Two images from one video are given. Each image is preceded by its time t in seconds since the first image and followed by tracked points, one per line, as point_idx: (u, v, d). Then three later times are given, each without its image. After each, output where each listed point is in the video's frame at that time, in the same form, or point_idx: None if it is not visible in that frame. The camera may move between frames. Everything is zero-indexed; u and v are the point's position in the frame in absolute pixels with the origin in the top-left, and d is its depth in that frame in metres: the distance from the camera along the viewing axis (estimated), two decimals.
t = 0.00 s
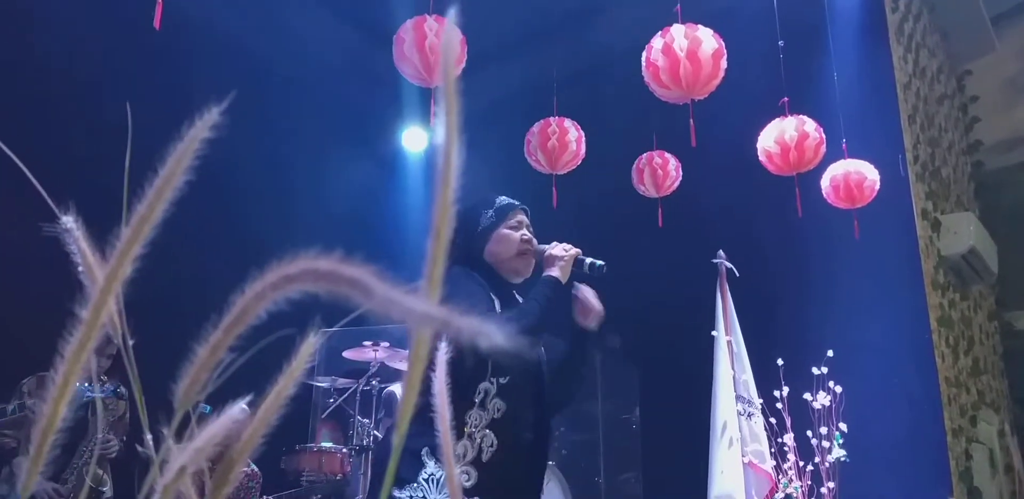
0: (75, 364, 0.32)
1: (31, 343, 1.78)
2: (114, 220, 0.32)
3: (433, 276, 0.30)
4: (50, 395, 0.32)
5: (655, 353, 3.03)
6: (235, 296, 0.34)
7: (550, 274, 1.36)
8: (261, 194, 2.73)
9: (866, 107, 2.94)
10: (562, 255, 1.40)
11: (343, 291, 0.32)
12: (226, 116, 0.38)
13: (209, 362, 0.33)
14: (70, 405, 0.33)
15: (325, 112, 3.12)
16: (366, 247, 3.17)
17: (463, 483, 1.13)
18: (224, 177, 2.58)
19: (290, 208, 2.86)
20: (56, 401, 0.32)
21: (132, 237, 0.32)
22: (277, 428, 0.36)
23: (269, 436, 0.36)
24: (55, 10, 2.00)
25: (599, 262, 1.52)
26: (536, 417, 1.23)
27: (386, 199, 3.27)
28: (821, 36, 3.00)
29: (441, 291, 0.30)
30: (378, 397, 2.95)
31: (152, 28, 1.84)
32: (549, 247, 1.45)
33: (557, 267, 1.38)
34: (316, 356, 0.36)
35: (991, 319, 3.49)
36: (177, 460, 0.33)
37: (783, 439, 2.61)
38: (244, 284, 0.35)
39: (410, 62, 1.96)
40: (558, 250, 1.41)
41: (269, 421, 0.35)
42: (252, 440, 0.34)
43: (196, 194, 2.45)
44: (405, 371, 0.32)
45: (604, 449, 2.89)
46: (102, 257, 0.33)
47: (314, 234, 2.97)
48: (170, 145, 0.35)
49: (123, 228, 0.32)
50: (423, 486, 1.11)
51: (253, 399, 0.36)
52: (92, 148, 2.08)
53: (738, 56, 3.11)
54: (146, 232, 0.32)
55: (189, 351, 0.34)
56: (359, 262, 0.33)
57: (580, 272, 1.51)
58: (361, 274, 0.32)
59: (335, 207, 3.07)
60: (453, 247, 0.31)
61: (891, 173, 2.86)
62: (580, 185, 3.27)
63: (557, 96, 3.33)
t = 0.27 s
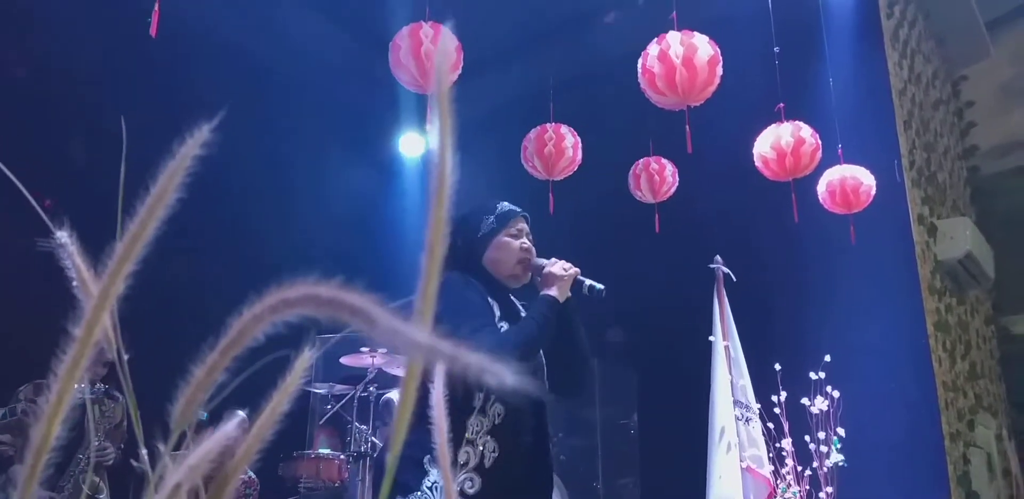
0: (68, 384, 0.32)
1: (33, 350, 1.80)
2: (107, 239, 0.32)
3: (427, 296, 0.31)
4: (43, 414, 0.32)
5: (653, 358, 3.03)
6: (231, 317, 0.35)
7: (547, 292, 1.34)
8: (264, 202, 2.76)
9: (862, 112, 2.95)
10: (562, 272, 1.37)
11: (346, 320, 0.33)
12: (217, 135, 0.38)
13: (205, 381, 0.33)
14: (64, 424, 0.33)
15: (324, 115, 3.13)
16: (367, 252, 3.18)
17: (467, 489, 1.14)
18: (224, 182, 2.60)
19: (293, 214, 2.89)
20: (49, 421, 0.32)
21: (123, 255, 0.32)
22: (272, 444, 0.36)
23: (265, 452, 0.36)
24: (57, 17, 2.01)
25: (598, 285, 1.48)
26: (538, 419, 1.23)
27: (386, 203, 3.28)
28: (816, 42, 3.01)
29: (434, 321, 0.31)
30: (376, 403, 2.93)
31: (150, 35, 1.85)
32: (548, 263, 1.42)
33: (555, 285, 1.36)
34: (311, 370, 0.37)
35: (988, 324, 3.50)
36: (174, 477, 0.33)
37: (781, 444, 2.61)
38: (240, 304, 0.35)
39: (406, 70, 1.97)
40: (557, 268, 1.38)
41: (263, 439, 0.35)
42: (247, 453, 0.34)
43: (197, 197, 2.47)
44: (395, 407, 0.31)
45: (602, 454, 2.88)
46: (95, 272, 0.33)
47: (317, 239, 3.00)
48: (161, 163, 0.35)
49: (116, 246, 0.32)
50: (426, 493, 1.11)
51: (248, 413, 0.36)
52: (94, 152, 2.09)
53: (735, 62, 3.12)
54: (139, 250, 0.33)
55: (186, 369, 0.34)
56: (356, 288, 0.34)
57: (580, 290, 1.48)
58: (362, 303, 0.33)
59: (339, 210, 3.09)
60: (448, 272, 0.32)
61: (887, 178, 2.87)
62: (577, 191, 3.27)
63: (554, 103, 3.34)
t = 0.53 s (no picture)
0: (66, 392, 0.32)
1: (33, 354, 1.81)
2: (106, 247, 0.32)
3: (424, 302, 0.31)
4: (41, 421, 0.32)
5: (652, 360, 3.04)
6: (228, 326, 0.34)
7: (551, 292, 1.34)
8: (260, 206, 2.80)
9: (859, 114, 2.95)
10: (565, 272, 1.37)
11: (340, 329, 0.32)
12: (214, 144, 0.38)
13: (201, 390, 0.33)
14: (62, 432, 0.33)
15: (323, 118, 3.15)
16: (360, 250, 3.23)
17: (463, 493, 1.14)
18: (222, 184, 2.63)
19: (287, 217, 2.93)
20: (47, 428, 0.32)
21: (121, 263, 0.32)
22: (270, 450, 0.35)
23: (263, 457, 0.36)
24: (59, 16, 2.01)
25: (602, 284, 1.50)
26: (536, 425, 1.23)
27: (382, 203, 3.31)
28: (814, 44, 3.02)
29: (431, 331, 0.31)
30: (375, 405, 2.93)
31: (146, 38, 1.84)
32: (552, 264, 1.42)
33: (558, 285, 1.36)
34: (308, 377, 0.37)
35: (986, 325, 3.50)
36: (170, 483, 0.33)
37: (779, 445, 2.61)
38: (239, 313, 0.35)
39: (404, 73, 1.97)
40: (560, 268, 1.38)
41: (262, 443, 0.35)
42: (245, 460, 0.34)
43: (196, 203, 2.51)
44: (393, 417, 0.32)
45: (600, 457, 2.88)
46: (93, 279, 0.33)
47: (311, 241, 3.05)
48: (160, 171, 0.35)
49: (114, 253, 0.32)
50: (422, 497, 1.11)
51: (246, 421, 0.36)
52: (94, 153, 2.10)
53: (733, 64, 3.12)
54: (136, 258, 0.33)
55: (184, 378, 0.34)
56: (350, 297, 0.33)
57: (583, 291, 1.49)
58: (355, 312, 0.32)
59: (334, 213, 3.14)
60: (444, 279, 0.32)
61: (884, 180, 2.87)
62: (575, 193, 3.28)
63: (552, 105, 3.34)
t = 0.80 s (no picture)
0: (67, 398, 0.32)
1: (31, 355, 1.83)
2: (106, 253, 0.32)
3: (426, 305, 0.31)
4: (42, 427, 0.32)
5: (650, 362, 3.04)
6: (230, 333, 0.34)
7: (548, 289, 1.34)
8: (258, 207, 2.83)
9: (858, 118, 2.96)
10: (561, 271, 1.38)
11: (342, 335, 0.32)
12: (218, 148, 0.38)
13: (203, 396, 0.33)
14: (65, 436, 0.33)
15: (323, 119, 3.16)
16: (361, 251, 3.25)
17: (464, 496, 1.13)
18: (221, 187, 2.67)
19: (287, 220, 2.96)
20: (49, 434, 0.32)
21: (122, 270, 0.32)
22: (272, 455, 0.35)
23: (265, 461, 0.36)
24: (60, 18, 2.01)
25: (597, 279, 1.50)
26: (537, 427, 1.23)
27: (382, 203, 3.31)
28: (813, 47, 3.02)
29: (431, 338, 0.31)
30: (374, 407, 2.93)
31: (147, 41, 1.85)
32: (547, 265, 1.43)
33: (555, 282, 1.36)
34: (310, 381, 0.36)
35: (985, 328, 3.50)
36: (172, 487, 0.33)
37: (778, 447, 2.61)
38: (241, 319, 0.35)
39: (403, 75, 1.97)
40: (556, 267, 1.39)
41: (263, 448, 0.34)
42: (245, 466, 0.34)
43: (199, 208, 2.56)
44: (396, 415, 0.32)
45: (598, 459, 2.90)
46: (94, 284, 0.33)
47: (311, 242, 3.07)
48: (161, 177, 0.35)
49: (114, 260, 0.32)
50: None
51: (247, 424, 0.36)
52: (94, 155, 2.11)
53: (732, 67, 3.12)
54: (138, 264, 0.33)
55: (185, 385, 0.34)
56: (353, 305, 0.33)
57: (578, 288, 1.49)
58: (359, 319, 0.32)
59: (335, 215, 3.15)
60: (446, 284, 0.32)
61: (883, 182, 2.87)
62: (574, 195, 3.28)
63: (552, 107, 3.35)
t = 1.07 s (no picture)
0: (73, 396, 0.32)
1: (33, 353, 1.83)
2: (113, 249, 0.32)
3: (432, 305, 0.31)
4: (47, 424, 0.32)
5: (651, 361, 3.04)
6: (236, 330, 0.34)
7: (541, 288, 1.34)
8: (261, 205, 2.82)
9: (859, 117, 2.95)
10: (554, 268, 1.38)
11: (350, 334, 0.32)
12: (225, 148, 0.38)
13: (210, 393, 0.33)
14: (70, 435, 0.33)
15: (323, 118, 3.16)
16: (366, 252, 3.22)
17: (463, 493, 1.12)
18: (225, 185, 2.64)
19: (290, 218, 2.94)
20: (54, 430, 0.32)
21: (129, 267, 0.32)
22: (275, 453, 0.35)
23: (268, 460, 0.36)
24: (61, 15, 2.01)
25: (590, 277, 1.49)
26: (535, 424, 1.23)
27: (382, 202, 3.29)
28: (814, 46, 3.02)
29: (438, 335, 0.31)
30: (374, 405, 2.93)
31: (149, 39, 1.85)
32: (541, 261, 1.42)
33: (548, 280, 1.36)
34: (313, 380, 0.37)
35: (985, 327, 3.50)
36: (176, 485, 0.34)
37: (778, 447, 2.61)
38: (248, 317, 0.35)
39: (403, 74, 1.97)
40: (550, 264, 1.38)
41: (268, 447, 0.35)
42: (250, 463, 0.34)
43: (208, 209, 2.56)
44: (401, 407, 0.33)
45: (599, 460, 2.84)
46: (99, 282, 0.33)
47: (312, 241, 3.04)
48: (169, 175, 0.35)
49: (121, 257, 0.32)
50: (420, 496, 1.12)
51: (251, 422, 0.36)
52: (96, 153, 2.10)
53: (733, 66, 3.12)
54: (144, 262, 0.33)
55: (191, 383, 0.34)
56: (362, 302, 0.33)
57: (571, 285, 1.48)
58: (368, 317, 0.32)
59: (337, 213, 3.13)
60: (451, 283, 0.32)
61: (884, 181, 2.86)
62: (575, 194, 3.28)
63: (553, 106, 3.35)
